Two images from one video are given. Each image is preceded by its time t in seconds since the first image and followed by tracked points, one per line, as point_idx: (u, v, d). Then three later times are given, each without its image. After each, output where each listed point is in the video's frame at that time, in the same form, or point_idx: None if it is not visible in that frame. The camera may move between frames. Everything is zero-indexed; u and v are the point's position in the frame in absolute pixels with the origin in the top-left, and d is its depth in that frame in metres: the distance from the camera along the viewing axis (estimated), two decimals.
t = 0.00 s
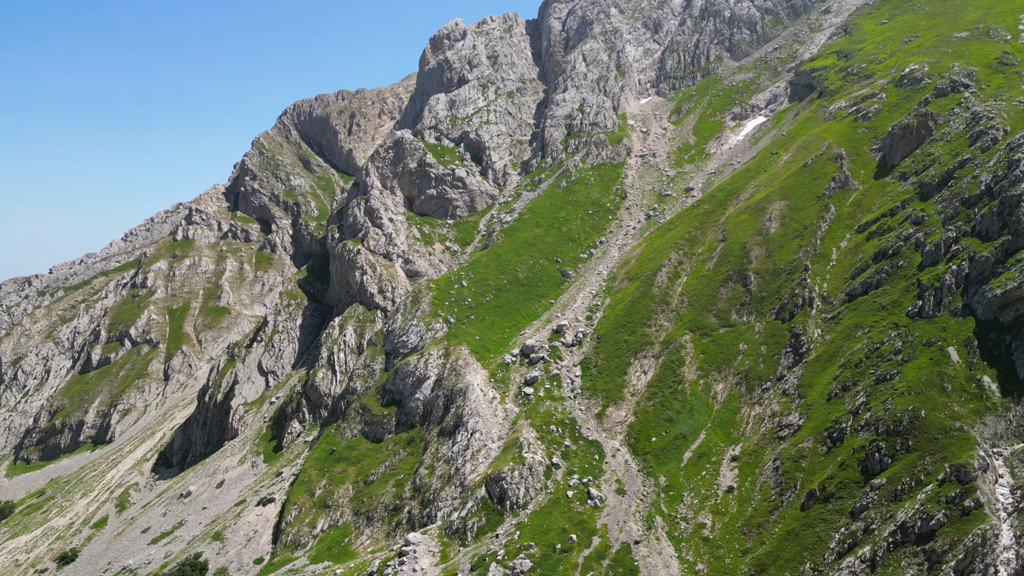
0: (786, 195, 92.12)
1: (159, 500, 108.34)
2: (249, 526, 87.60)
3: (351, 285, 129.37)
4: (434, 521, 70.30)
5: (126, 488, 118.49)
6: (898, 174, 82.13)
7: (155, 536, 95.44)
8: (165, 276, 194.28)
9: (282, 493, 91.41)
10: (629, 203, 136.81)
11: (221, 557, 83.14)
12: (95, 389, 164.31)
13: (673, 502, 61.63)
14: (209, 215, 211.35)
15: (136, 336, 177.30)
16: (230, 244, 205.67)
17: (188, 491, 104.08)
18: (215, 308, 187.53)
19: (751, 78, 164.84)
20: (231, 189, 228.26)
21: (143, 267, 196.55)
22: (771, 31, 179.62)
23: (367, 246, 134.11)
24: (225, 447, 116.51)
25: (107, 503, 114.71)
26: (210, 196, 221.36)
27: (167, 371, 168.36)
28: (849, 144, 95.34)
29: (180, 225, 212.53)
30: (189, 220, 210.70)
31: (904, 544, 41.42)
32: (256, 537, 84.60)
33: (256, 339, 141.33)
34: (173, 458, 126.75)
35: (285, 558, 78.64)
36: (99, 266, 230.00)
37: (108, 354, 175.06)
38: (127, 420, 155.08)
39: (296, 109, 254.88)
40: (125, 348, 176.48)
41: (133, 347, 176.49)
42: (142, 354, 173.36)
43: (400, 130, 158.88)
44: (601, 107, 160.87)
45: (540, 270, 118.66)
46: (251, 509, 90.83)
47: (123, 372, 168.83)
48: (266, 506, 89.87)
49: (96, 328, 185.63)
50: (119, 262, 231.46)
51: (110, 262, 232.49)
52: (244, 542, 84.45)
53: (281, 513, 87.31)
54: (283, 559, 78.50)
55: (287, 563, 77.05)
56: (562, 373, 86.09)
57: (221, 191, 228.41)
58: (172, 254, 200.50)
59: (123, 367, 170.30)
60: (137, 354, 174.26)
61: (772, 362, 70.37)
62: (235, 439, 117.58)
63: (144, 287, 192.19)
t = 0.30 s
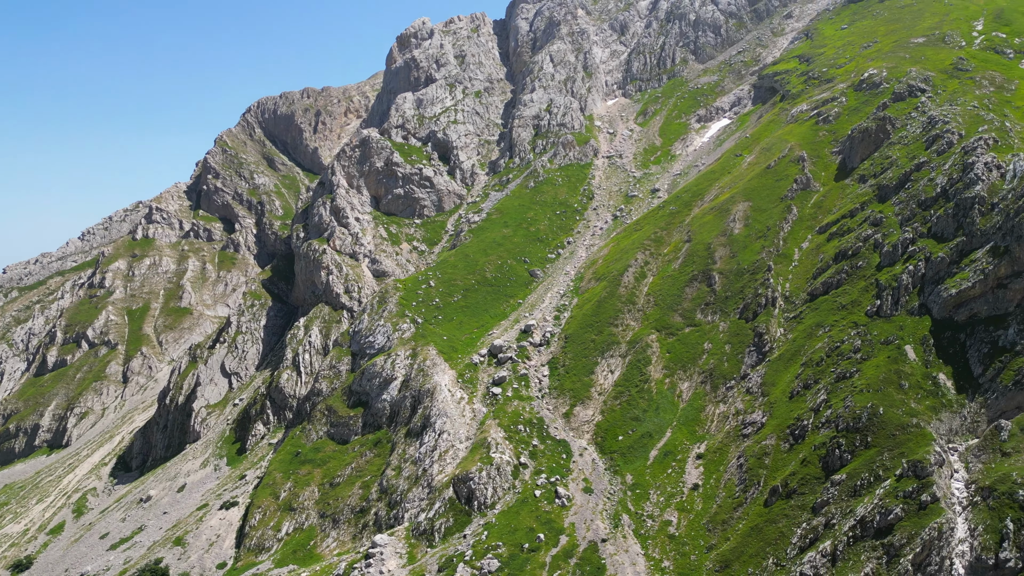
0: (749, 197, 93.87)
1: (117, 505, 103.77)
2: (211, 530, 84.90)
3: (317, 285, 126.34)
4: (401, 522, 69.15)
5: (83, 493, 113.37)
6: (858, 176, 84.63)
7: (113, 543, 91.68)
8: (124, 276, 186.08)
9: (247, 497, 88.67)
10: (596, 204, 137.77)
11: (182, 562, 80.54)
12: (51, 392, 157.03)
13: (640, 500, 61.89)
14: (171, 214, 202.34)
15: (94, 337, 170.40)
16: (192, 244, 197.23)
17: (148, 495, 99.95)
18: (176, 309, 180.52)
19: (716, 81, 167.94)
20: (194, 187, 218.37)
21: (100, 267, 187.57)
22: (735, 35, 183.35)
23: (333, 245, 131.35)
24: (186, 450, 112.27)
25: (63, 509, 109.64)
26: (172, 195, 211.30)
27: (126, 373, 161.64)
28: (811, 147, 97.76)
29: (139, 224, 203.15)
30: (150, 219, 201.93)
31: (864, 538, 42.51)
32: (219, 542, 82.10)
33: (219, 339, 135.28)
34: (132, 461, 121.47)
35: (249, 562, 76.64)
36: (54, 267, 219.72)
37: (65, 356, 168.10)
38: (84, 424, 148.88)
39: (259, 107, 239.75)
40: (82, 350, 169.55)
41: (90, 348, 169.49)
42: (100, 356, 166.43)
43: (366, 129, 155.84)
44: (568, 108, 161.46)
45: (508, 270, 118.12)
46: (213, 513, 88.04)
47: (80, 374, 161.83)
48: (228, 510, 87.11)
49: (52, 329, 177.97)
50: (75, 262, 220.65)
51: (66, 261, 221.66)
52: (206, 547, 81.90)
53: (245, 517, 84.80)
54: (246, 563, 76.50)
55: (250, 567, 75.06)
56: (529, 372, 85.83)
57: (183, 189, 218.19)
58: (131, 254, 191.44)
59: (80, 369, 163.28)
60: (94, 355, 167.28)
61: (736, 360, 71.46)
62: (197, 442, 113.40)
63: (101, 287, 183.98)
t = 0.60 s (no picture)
0: (714, 197, 95.33)
1: (74, 510, 99.04)
2: (172, 534, 81.80)
3: (281, 285, 122.99)
4: (368, 523, 67.84)
5: (38, 498, 108.20)
6: (818, 178, 86.80)
7: (69, 550, 87.59)
8: (81, 276, 178.46)
9: (209, 500, 85.61)
10: (563, 203, 138.15)
11: (140, 569, 77.52)
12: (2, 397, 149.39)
13: (607, 498, 61.99)
14: (130, 211, 193.87)
15: (49, 338, 162.97)
16: (152, 243, 188.16)
17: (106, 500, 95.65)
18: (135, 309, 172.44)
19: (681, 83, 170.38)
20: (154, 184, 209.80)
21: (56, 267, 179.79)
22: (699, 37, 186.27)
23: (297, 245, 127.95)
24: (146, 454, 107.97)
25: (15, 517, 104.27)
26: (131, 192, 202.54)
27: (83, 376, 154.48)
28: (773, 148, 99.89)
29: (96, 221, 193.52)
30: (107, 217, 192.26)
31: (825, 532, 43.43)
32: (180, 546, 79.18)
33: (180, 339, 130.33)
34: (89, 466, 116.01)
35: (211, 567, 74.16)
36: (6, 266, 209.29)
37: (17, 358, 160.34)
38: (39, 427, 142.48)
39: (223, 102, 232.09)
40: (36, 352, 162.02)
41: (44, 350, 161.99)
42: (54, 358, 159.17)
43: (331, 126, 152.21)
44: (536, 108, 161.52)
45: (476, 270, 117.22)
46: (175, 517, 84.93)
47: (34, 377, 154.71)
48: (190, 514, 84.06)
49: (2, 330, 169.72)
50: (29, 261, 210.38)
51: (19, 261, 211.25)
52: (166, 552, 79.01)
53: (207, 520, 81.94)
54: (208, 568, 74.01)
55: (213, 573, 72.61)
56: (497, 372, 85.16)
57: (142, 187, 208.32)
58: (88, 253, 183.39)
59: (34, 372, 156.08)
60: (49, 357, 159.97)
61: (700, 359, 72.33)
62: (157, 445, 109.14)
63: (56, 287, 176.24)
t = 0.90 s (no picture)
0: (680, 198, 96.54)
1: (28, 517, 94.39)
2: (132, 539, 78.78)
3: (244, 284, 119.20)
4: (334, 525, 66.34)
5: None
6: (780, 179, 88.85)
7: (21, 558, 83.24)
8: (35, 275, 170.69)
9: (170, 504, 82.47)
10: (531, 203, 138.18)
11: None
12: None
13: (574, 497, 62.11)
14: (87, 209, 185.17)
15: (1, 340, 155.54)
16: (111, 242, 180.21)
17: (62, 505, 91.33)
18: (93, 309, 164.91)
19: (647, 84, 172.37)
20: (113, 181, 200.34)
21: (8, 266, 171.50)
22: (665, 39, 188.79)
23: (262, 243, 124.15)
24: (104, 458, 103.67)
25: None
26: (89, 190, 193.24)
27: (38, 378, 148.64)
28: (737, 150, 101.86)
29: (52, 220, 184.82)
30: (63, 215, 183.73)
31: (787, 527, 44.28)
32: (140, 552, 76.25)
33: (139, 340, 124.24)
34: (46, 470, 112.35)
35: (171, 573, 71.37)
36: None
37: None
38: None
39: (184, 98, 223.08)
40: None
41: None
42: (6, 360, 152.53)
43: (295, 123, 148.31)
44: (503, 107, 161.04)
45: (443, 269, 116.06)
46: (134, 522, 81.69)
47: None
48: (150, 519, 80.95)
49: None
50: None
51: None
52: (125, 559, 76.08)
53: (168, 525, 78.89)
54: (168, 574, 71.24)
55: None
56: (465, 371, 84.33)
57: (101, 184, 198.66)
58: (44, 252, 175.51)
59: None
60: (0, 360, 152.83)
61: (666, 357, 73.09)
62: (116, 449, 104.86)
63: (8, 287, 168.45)
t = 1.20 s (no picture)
0: (646, 198, 97.58)
1: None
2: (90, 545, 75.67)
3: (206, 284, 115.23)
4: (299, 528, 64.71)
5: None
6: (744, 179, 90.56)
7: None
8: None
9: (130, 508, 79.15)
10: (499, 202, 137.71)
11: None
12: None
13: (541, 495, 61.96)
14: (42, 207, 176.32)
15: None
16: (68, 240, 171.94)
17: (16, 511, 87.50)
18: (48, 310, 156.69)
19: (613, 84, 173.83)
20: (70, 178, 190.40)
21: None
22: (631, 40, 190.69)
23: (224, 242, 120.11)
24: (61, 462, 99.46)
25: None
26: (44, 187, 183.00)
27: None
28: (702, 150, 103.48)
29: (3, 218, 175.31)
30: (17, 212, 174.59)
31: (751, 522, 45.05)
32: (99, 558, 73.42)
33: (98, 341, 119.02)
34: None
35: None
36: None
37: None
38: None
39: (143, 93, 214.31)
40: None
41: None
42: None
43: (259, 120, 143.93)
44: (470, 107, 160.05)
45: (411, 268, 114.55)
46: (92, 527, 78.17)
47: None
48: (109, 524, 77.71)
49: None
50: None
51: None
52: (83, 565, 73.05)
53: (127, 529, 75.82)
54: None
55: None
56: (432, 371, 83.24)
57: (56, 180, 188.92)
58: None
59: None
60: None
61: (632, 356, 73.73)
62: (73, 452, 100.33)
63: None
